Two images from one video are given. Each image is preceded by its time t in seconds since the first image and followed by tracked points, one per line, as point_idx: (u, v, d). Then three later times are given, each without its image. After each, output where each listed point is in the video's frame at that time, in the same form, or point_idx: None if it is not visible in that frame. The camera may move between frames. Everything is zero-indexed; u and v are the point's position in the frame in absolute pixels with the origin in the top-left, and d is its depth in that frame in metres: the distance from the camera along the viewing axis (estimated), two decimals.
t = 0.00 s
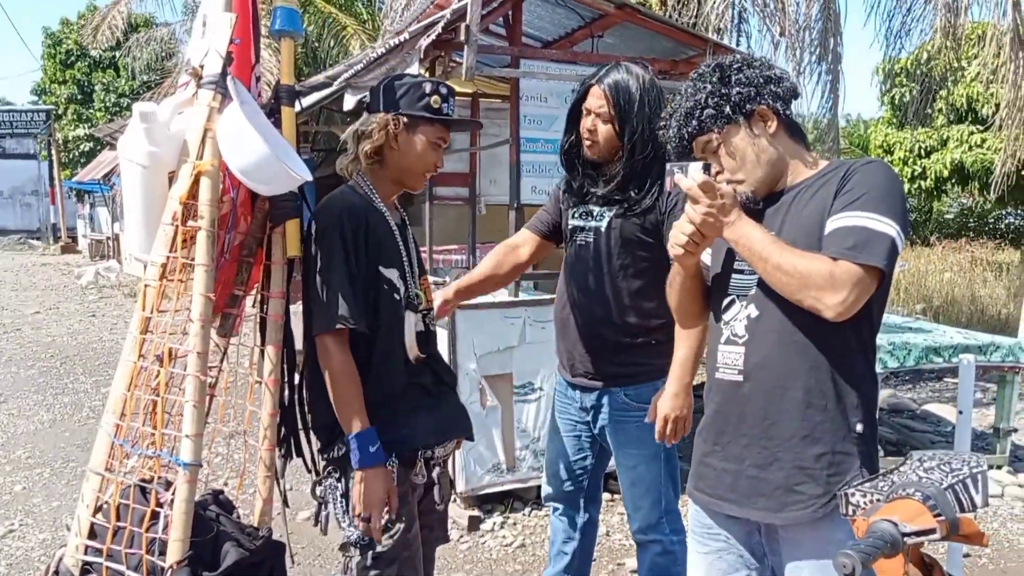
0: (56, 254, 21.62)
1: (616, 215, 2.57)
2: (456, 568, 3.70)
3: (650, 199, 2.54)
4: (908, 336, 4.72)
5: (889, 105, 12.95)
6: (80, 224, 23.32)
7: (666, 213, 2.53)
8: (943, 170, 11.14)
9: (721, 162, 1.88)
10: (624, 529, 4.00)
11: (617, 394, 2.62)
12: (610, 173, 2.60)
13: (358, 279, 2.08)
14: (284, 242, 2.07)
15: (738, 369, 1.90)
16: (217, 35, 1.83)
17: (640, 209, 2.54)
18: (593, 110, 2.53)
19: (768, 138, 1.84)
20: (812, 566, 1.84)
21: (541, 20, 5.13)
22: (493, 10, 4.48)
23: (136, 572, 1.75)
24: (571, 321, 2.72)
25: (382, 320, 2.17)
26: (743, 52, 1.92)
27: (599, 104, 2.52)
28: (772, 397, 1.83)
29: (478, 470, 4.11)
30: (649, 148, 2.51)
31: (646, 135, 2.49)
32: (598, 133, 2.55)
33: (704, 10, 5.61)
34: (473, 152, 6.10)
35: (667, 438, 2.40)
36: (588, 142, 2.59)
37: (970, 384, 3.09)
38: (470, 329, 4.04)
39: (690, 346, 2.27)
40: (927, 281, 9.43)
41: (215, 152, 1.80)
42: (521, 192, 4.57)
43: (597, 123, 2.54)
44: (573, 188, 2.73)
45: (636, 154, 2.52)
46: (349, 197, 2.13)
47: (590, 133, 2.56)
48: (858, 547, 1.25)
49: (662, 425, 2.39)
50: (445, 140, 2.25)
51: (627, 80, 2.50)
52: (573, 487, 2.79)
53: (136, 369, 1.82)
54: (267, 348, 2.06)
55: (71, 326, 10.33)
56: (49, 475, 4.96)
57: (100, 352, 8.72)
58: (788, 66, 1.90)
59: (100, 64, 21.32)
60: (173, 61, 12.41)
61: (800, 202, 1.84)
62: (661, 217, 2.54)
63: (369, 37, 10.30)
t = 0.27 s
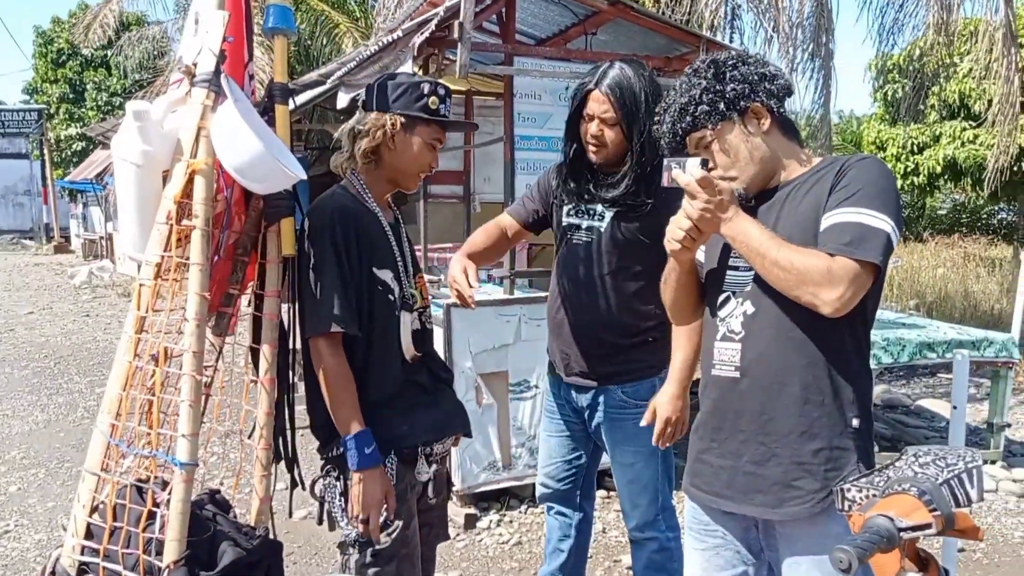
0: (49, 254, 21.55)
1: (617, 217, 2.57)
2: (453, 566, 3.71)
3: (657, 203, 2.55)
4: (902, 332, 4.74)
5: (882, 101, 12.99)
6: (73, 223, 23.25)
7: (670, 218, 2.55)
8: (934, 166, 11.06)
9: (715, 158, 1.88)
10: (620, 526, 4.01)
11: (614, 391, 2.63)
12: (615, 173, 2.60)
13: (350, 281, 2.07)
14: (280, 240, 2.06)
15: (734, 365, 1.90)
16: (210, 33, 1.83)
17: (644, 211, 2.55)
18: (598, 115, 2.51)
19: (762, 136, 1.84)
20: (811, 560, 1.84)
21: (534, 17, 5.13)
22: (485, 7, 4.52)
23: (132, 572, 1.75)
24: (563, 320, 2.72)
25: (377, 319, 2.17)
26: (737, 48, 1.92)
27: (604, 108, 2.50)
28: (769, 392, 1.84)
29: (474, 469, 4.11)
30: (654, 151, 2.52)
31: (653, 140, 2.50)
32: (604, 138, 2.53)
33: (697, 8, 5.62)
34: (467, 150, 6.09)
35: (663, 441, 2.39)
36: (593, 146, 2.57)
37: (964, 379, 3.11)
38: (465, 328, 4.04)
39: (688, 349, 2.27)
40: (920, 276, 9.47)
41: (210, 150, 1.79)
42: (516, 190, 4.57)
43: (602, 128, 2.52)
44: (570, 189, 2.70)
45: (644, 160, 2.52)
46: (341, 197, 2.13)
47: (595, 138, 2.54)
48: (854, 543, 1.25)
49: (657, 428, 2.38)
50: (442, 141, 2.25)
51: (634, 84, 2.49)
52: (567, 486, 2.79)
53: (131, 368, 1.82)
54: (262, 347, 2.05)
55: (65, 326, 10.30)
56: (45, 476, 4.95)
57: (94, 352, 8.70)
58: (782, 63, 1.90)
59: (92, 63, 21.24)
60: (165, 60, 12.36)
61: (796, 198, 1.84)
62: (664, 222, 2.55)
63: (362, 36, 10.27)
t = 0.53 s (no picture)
0: (46, 250, 21.51)
1: (618, 214, 2.58)
2: (453, 559, 3.71)
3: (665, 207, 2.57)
4: (900, 325, 4.75)
5: (879, 95, 13.00)
6: (70, 219, 23.21)
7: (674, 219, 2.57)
8: (933, 160, 11.14)
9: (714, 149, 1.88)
10: (619, 519, 4.02)
11: (612, 386, 2.64)
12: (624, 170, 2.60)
13: (346, 273, 2.07)
14: (279, 234, 2.05)
15: (735, 358, 1.90)
16: (208, 26, 1.82)
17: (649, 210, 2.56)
18: (604, 110, 2.48)
19: (761, 131, 1.84)
20: (812, 553, 1.85)
21: (533, 11, 5.12)
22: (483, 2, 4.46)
23: (133, 565, 1.75)
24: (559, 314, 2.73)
25: (376, 312, 2.18)
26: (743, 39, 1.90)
27: (610, 103, 2.47)
28: (768, 386, 1.84)
29: (472, 462, 4.11)
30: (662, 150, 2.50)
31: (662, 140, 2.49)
32: (609, 133, 2.51)
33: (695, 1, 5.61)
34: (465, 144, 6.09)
35: (653, 433, 2.51)
36: (598, 141, 2.55)
37: (962, 372, 3.12)
38: (464, 322, 4.04)
39: (682, 348, 2.40)
40: (917, 270, 9.48)
41: (208, 144, 1.79)
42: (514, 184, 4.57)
43: (608, 123, 2.50)
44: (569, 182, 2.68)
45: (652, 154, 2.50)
46: (335, 191, 2.14)
47: (599, 133, 2.52)
48: (854, 534, 1.25)
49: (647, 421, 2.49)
50: (434, 133, 2.25)
51: (642, 80, 2.47)
52: (558, 481, 2.79)
53: (131, 361, 1.81)
54: (261, 341, 2.05)
55: (63, 321, 10.29)
56: (43, 470, 4.95)
57: (92, 347, 8.69)
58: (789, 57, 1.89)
59: (89, 58, 21.19)
60: (162, 55, 12.33)
61: (796, 191, 1.85)
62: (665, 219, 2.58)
63: (359, 30, 10.25)
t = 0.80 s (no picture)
0: (40, 244, 21.44)
1: (606, 207, 2.56)
2: (448, 556, 3.71)
3: (650, 200, 2.52)
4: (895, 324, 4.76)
5: (875, 95, 13.02)
6: (65, 214, 23.14)
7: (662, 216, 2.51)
8: (928, 159, 11.17)
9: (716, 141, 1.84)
10: (614, 516, 4.02)
11: (602, 383, 2.64)
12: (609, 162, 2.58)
13: (340, 266, 2.07)
14: (275, 230, 2.04)
15: (738, 360, 1.87)
16: (206, 20, 1.83)
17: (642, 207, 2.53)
18: (591, 94, 2.53)
19: (767, 134, 1.81)
20: (804, 550, 1.84)
21: (530, 7, 5.12)
22: None
23: (128, 561, 1.75)
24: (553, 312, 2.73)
25: (370, 308, 2.17)
26: (763, 29, 1.84)
27: (598, 88, 2.51)
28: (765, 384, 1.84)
29: (468, 459, 4.11)
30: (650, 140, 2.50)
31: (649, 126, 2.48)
32: (595, 118, 2.54)
33: None
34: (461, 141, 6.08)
35: (663, 440, 2.51)
36: (586, 127, 2.58)
37: (957, 371, 3.12)
38: (459, 318, 4.04)
39: (682, 348, 2.39)
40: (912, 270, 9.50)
41: (205, 138, 1.78)
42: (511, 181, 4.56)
43: (594, 108, 2.54)
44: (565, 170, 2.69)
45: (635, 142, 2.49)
46: (329, 185, 2.14)
47: (587, 118, 2.56)
48: (850, 531, 1.25)
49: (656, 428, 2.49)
50: (421, 126, 2.23)
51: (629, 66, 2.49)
52: (552, 476, 2.79)
53: (126, 356, 1.80)
54: (257, 335, 2.05)
55: (57, 316, 10.26)
56: (37, 466, 4.94)
57: (86, 342, 8.67)
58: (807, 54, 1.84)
59: (84, 52, 21.11)
60: (158, 49, 12.28)
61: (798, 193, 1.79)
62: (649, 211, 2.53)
63: (356, 26, 10.23)
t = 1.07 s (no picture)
0: (40, 243, 21.44)
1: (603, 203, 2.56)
2: (449, 554, 3.71)
3: (643, 201, 2.52)
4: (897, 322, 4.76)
5: (875, 92, 13.01)
6: (65, 212, 23.14)
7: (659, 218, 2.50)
8: (929, 157, 11.16)
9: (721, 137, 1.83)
10: (615, 514, 4.02)
11: (603, 382, 2.64)
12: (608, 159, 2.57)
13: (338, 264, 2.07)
14: (276, 227, 2.03)
15: (750, 364, 1.84)
16: (206, 18, 1.83)
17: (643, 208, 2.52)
18: (591, 91, 2.53)
19: (776, 133, 1.80)
20: (817, 544, 1.84)
21: (530, 5, 5.11)
22: None
23: (129, 559, 1.74)
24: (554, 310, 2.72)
25: (368, 307, 2.17)
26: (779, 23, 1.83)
27: (597, 85, 2.51)
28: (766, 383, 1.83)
29: (469, 457, 4.12)
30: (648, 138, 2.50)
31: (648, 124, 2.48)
32: (594, 115, 2.54)
33: None
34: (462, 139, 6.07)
35: (623, 426, 2.54)
36: (584, 123, 2.58)
37: (958, 369, 3.12)
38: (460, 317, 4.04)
39: (664, 337, 2.43)
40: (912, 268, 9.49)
41: (205, 135, 1.78)
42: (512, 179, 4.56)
43: (594, 105, 2.54)
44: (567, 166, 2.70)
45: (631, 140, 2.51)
46: (329, 184, 2.14)
47: (586, 114, 2.56)
48: (852, 528, 1.25)
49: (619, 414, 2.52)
50: (418, 130, 2.21)
51: (628, 64, 2.48)
52: (557, 475, 2.80)
53: (127, 354, 1.80)
54: (259, 333, 2.05)
55: (58, 315, 10.28)
56: (38, 464, 4.94)
57: (87, 340, 8.67)
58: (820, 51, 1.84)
59: (84, 51, 21.10)
60: (158, 47, 12.26)
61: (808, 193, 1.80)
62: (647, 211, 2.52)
63: (356, 24, 10.22)
